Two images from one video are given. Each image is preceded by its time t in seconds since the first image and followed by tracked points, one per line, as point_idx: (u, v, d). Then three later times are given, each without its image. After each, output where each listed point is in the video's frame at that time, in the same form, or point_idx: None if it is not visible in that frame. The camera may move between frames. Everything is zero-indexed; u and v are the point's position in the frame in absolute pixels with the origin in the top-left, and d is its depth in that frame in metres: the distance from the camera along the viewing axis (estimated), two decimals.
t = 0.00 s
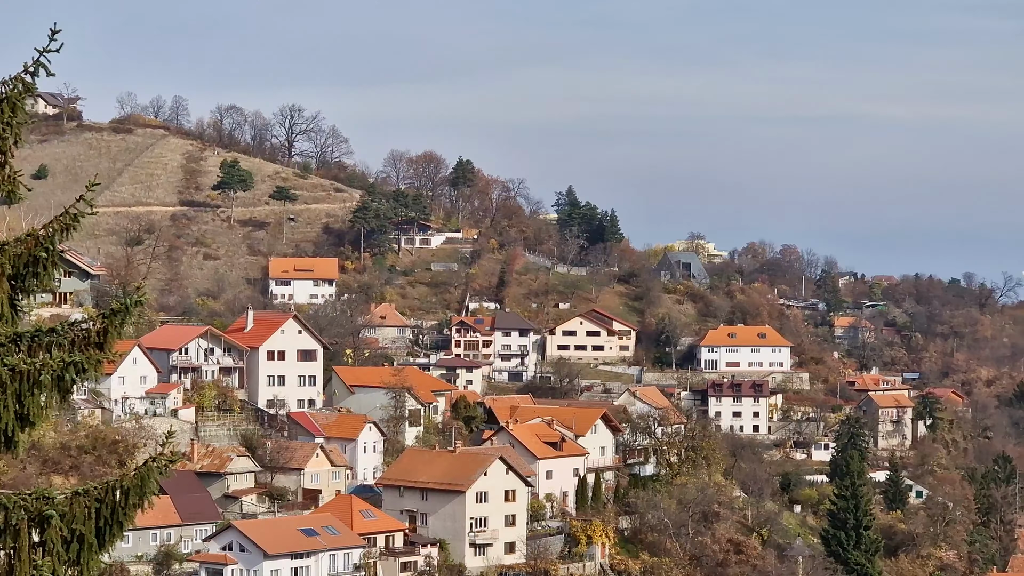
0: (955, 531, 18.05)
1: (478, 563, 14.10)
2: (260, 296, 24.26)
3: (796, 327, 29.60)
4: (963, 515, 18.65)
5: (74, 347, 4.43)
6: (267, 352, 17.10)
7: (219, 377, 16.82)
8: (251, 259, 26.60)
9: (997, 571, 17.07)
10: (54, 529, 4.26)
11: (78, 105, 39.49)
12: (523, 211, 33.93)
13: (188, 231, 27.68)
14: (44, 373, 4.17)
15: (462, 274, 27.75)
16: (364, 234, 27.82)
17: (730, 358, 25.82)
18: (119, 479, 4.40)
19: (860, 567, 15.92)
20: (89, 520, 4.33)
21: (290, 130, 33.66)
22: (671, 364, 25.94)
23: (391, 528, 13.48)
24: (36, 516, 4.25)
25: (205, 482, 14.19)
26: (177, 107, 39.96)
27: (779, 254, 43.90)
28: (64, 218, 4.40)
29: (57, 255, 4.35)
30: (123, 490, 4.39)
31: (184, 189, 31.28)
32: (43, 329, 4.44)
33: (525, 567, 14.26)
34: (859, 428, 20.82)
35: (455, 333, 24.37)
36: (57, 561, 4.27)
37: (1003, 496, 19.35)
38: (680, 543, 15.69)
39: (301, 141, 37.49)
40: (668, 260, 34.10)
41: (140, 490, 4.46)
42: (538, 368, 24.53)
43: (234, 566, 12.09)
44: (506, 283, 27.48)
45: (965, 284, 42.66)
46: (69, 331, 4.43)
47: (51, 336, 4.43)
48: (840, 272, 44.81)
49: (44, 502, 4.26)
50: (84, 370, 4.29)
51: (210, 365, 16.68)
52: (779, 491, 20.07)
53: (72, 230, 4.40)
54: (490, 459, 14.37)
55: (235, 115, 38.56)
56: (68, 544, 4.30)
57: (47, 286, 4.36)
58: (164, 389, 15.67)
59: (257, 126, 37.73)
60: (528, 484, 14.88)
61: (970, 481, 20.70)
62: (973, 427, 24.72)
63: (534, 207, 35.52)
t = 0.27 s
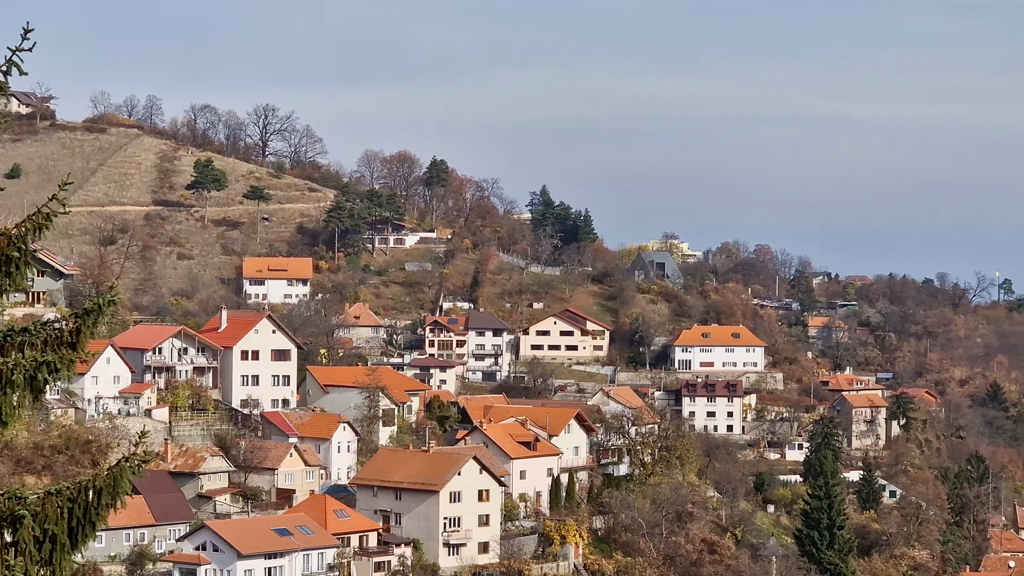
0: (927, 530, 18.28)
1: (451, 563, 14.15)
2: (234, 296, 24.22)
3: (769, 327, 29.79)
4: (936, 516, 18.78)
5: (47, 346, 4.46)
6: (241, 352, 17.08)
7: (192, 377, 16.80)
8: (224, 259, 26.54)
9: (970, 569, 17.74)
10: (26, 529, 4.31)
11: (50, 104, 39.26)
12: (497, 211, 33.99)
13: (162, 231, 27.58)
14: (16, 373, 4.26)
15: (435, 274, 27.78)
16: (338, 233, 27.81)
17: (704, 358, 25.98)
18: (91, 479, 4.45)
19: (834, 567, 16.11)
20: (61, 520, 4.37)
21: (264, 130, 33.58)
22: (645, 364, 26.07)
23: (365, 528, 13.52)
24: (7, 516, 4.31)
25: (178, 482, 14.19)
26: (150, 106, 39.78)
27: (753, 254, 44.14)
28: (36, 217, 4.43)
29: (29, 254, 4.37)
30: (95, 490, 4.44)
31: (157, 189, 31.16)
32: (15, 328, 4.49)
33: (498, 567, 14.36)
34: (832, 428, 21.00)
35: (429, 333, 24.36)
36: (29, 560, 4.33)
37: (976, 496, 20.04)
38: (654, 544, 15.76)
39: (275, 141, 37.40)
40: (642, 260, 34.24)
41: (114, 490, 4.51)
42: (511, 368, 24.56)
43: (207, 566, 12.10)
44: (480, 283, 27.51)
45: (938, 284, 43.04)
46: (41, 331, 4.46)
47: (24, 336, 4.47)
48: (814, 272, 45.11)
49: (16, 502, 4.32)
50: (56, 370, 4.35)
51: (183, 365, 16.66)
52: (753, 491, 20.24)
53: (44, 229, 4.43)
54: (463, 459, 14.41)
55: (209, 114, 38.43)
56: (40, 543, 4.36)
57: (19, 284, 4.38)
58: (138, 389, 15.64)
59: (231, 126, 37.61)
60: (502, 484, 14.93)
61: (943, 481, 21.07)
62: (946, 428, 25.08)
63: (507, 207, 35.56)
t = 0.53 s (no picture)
0: (898, 530, 18.49)
1: (422, 563, 14.18)
2: (205, 296, 24.17)
3: (740, 327, 30.00)
4: (906, 516, 18.97)
5: (16, 347, 4.62)
6: (212, 352, 17.07)
7: (163, 377, 16.78)
8: (195, 259, 26.49)
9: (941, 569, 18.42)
10: None
11: (19, 102, 39.01)
12: (467, 211, 34.04)
13: (132, 231, 27.48)
14: None
15: (406, 274, 27.81)
16: (309, 233, 27.81)
17: (674, 358, 26.15)
18: (61, 480, 4.66)
19: (804, 566, 16.29)
20: (30, 522, 4.57)
21: (235, 130, 33.51)
22: (616, 364, 26.20)
23: (336, 527, 13.55)
24: None
25: (149, 482, 14.19)
26: (121, 106, 39.61)
27: (725, 253, 44.40)
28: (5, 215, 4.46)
29: None
30: (65, 491, 4.66)
31: (128, 188, 31.04)
32: None
33: (469, 567, 14.33)
34: (803, 428, 21.20)
35: (400, 333, 24.38)
36: None
37: (944, 496, 20.70)
38: (625, 543, 15.85)
39: (246, 141, 37.31)
40: (613, 261, 34.42)
41: (83, 490, 4.72)
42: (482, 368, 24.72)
43: (178, 566, 12.10)
44: (450, 283, 27.55)
45: (909, 284, 43.44)
46: (10, 332, 4.62)
47: None
48: (785, 272, 45.43)
49: None
50: (24, 373, 4.52)
51: (154, 365, 16.63)
52: (724, 491, 20.42)
53: (13, 227, 4.47)
54: (434, 459, 14.47)
55: (179, 114, 38.31)
56: (9, 545, 4.56)
57: None
58: (108, 389, 15.63)
59: (202, 125, 37.50)
60: (473, 484, 14.97)
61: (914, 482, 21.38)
62: (916, 428, 25.42)
63: (478, 207, 35.62)
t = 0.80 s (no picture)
0: (866, 530, 18.68)
1: (389, 563, 14.24)
2: (173, 295, 24.10)
3: (708, 327, 30.22)
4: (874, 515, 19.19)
5: None
6: (180, 352, 17.05)
7: (131, 376, 16.74)
8: (164, 258, 26.40)
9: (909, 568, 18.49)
10: None
11: None
12: (435, 210, 34.07)
13: (100, 230, 27.34)
14: None
15: (374, 274, 27.82)
16: (277, 233, 27.75)
17: (642, 357, 26.33)
18: (26, 484, 5.32)
19: (771, 566, 16.44)
20: None
21: (203, 129, 33.39)
22: (583, 364, 26.36)
23: (303, 527, 13.58)
24: None
25: (116, 483, 14.17)
26: (88, 104, 39.38)
27: (693, 253, 44.67)
28: None
29: None
30: (30, 492, 5.32)
31: (95, 188, 30.89)
32: None
33: (437, 566, 14.37)
34: (771, 428, 21.39)
35: (367, 333, 24.39)
36: None
37: (914, 496, 20.73)
38: (592, 543, 15.98)
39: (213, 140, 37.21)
40: (581, 261, 34.56)
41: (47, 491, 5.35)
42: (450, 368, 24.78)
43: (145, 566, 12.09)
44: (418, 283, 27.60)
45: (877, 283, 43.89)
46: None
47: None
48: (753, 272, 45.78)
49: None
50: None
51: (122, 365, 16.58)
52: (692, 491, 20.60)
53: None
54: (402, 459, 14.51)
55: (147, 113, 38.12)
56: None
57: None
58: (75, 389, 15.61)
59: (170, 124, 37.36)
60: (440, 484, 14.99)
61: (883, 481, 21.50)
62: (884, 428, 25.68)
63: (446, 207, 35.66)
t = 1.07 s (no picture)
0: (832, 528, 18.85)
1: (357, 561, 14.26)
2: (139, 293, 24.02)
3: (675, 325, 30.42)
4: (840, 513, 19.38)
5: None
6: (147, 349, 16.99)
7: (97, 374, 16.71)
8: (130, 256, 26.30)
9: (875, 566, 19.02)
10: None
11: None
12: (402, 209, 34.09)
13: (65, 227, 27.20)
14: None
15: (341, 272, 27.82)
16: (245, 231, 27.65)
17: (608, 356, 26.48)
18: None
19: (738, 564, 16.55)
20: None
21: (170, 127, 33.27)
22: (549, 362, 26.51)
23: (271, 525, 13.59)
24: None
25: (82, 481, 14.15)
26: (53, 101, 39.12)
27: (660, 251, 44.89)
28: None
29: None
30: None
31: (61, 185, 30.70)
32: None
33: (403, 565, 14.33)
34: (738, 427, 21.57)
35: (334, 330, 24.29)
36: None
37: (880, 494, 20.88)
38: (558, 542, 16.08)
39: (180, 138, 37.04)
40: (547, 259, 34.65)
41: (13, 490, 5.43)
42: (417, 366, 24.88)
43: (111, 566, 12.08)
44: (386, 281, 27.63)
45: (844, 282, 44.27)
46: None
47: None
48: (720, 270, 46.07)
49: None
50: None
51: (88, 363, 16.54)
52: (659, 490, 20.76)
53: None
54: (369, 457, 14.56)
55: (113, 110, 37.92)
56: None
57: None
58: (41, 387, 15.52)
59: (137, 121, 37.17)
60: (408, 481, 15.05)
61: (848, 479, 21.67)
62: (850, 426, 25.95)
63: (413, 206, 35.64)
